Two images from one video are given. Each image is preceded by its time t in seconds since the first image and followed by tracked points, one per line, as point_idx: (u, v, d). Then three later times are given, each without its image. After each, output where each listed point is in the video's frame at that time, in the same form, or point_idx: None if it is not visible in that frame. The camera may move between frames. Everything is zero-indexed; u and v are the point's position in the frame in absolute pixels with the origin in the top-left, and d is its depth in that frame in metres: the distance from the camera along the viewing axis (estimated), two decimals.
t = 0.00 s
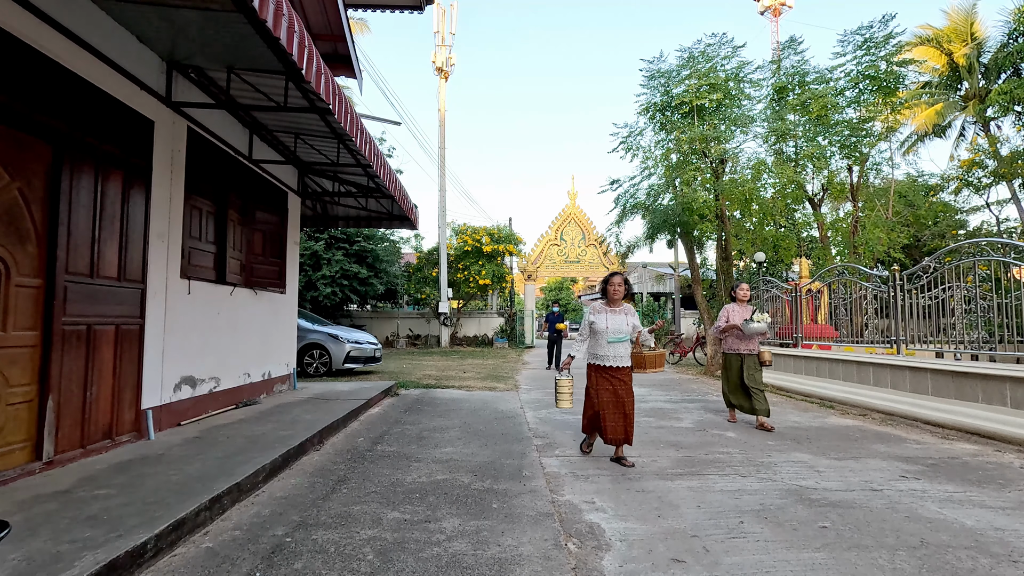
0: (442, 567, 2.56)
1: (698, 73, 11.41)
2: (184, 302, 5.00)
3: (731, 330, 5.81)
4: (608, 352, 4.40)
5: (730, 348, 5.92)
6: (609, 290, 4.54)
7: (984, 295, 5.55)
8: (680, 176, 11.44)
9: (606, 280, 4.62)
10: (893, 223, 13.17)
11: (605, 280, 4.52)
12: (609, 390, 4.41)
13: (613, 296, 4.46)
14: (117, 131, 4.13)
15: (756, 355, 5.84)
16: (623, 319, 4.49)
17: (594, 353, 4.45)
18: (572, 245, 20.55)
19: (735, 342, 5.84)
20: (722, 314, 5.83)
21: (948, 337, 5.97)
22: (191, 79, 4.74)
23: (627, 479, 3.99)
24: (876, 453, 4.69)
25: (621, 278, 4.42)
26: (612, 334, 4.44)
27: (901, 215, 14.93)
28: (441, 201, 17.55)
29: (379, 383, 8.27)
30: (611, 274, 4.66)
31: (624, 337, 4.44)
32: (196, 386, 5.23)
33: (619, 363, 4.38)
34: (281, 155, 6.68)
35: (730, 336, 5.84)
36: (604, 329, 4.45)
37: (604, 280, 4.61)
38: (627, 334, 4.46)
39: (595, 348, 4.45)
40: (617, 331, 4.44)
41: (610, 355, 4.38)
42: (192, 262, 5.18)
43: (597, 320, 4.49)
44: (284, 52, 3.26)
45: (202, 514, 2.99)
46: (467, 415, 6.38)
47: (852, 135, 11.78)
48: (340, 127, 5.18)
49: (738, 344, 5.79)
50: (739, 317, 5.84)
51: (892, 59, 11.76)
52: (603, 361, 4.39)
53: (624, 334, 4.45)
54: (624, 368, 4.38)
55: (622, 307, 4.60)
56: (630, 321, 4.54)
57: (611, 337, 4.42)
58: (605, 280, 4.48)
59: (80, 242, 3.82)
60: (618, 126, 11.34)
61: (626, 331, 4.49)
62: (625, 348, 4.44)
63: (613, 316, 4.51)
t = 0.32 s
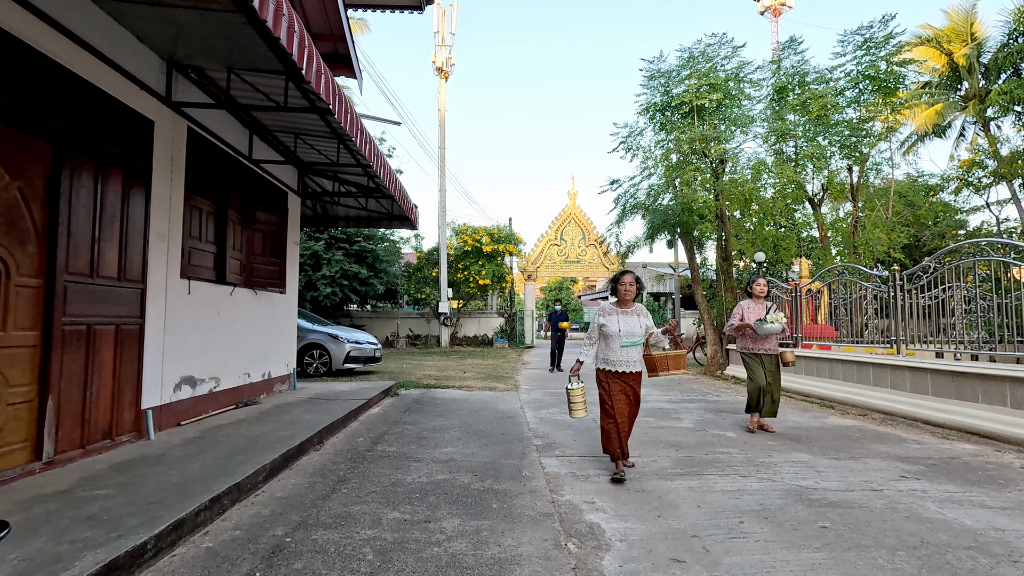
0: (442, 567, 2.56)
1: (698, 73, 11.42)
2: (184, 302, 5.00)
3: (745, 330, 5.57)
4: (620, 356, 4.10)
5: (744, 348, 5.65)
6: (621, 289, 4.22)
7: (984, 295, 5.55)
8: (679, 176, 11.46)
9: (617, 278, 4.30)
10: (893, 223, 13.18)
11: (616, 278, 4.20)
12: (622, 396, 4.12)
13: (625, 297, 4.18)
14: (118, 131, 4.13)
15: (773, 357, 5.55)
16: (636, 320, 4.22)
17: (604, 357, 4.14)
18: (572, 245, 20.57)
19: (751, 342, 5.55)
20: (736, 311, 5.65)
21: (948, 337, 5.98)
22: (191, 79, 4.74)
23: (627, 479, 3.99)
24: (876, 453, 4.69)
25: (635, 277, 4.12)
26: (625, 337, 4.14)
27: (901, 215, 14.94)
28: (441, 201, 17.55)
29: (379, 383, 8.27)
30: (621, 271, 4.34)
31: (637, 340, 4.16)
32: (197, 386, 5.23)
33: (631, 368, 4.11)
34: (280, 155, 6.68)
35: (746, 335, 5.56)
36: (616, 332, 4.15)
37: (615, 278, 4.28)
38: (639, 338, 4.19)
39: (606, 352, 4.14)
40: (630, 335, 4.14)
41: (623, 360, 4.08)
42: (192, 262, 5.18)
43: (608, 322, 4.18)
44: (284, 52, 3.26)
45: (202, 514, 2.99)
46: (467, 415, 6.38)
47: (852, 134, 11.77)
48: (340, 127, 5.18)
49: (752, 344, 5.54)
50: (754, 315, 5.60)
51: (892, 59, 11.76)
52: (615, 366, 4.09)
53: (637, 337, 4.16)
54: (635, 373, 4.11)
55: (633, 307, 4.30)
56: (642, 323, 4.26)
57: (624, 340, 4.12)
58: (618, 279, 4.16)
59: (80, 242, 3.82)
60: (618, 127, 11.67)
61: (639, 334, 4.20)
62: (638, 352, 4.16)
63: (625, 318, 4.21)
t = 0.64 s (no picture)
0: (442, 567, 2.56)
1: (698, 73, 11.43)
2: (184, 301, 5.00)
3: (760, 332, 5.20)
4: (629, 356, 3.80)
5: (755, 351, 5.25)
6: (628, 285, 3.94)
7: (984, 295, 5.56)
8: (679, 176, 11.47)
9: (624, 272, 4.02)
10: (893, 223, 13.18)
11: (623, 273, 3.92)
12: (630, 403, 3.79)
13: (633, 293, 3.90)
14: (117, 131, 4.13)
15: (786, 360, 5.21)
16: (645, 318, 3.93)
17: (612, 358, 3.86)
18: (572, 245, 20.59)
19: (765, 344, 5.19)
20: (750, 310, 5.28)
21: (948, 337, 5.98)
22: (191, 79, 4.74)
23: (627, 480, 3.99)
24: (876, 453, 4.69)
25: (643, 271, 3.82)
26: (635, 336, 3.85)
27: (901, 215, 14.93)
28: (441, 201, 17.55)
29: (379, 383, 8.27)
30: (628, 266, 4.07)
31: (648, 339, 3.87)
32: (196, 386, 5.23)
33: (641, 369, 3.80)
34: (280, 155, 6.68)
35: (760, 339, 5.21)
36: (625, 331, 3.86)
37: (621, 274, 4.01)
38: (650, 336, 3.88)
39: (614, 352, 3.86)
40: (640, 333, 3.85)
41: (633, 360, 3.79)
42: (192, 262, 5.18)
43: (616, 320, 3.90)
44: (284, 52, 3.26)
45: (202, 514, 2.99)
46: (467, 415, 6.38)
47: (852, 134, 11.77)
48: (340, 126, 5.18)
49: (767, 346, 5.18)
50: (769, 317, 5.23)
51: (892, 59, 11.76)
52: (624, 367, 3.81)
53: (648, 336, 3.87)
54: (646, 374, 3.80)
55: (642, 304, 4.02)
56: (653, 320, 3.96)
57: (634, 339, 3.83)
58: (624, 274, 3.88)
59: (80, 242, 3.82)
60: (617, 126, 12.07)
61: (649, 332, 3.92)
62: (649, 352, 3.86)
63: (634, 315, 3.92)
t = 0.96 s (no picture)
0: (442, 567, 2.56)
1: (698, 73, 11.43)
2: (184, 301, 5.00)
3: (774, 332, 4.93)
4: (652, 359, 3.55)
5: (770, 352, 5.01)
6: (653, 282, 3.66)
7: (984, 295, 5.55)
8: (679, 176, 11.46)
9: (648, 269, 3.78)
10: (893, 223, 13.18)
11: (647, 268, 3.66)
12: (651, 410, 3.53)
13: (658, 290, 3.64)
14: (118, 131, 4.13)
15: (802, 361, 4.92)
16: (669, 319, 3.68)
17: (632, 361, 3.61)
18: (572, 245, 20.61)
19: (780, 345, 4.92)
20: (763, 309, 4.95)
21: (948, 337, 5.98)
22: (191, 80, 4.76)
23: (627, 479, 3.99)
24: (876, 453, 4.69)
25: (669, 267, 3.53)
26: (657, 337, 3.60)
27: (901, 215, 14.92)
28: (441, 201, 17.55)
29: (379, 383, 8.27)
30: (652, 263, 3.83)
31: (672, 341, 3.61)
32: (197, 386, 5.23)
33: (665, 374, 3.54)
34: (280, 155, 6.69)
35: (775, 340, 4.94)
36: (647, 331, 3.62)
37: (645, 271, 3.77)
38: (674, 338, 3.63)
39: (635, 354, 3.61)
40: (663, 335, 3.60)
41: (654, 364, 3.54)
42: (192, 262, 5.18)
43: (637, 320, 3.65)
44: (284, 52, 3.26)
45: (202, 514, 2.99)
46: (467, 415, 6.38)
47: (852, 134, 11.76)
48: (340, 126, 5.18)
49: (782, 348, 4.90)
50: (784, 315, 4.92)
51: (892, 59, 11.76)
52: (644, 371, 3.55)
53: (672, 337, 3.61)
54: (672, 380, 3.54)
55: (666, 303, 3.76)
56: (677, 321, 3.70)
57: (657, 341, 3.58)
58: (647, 269, 3.61)
59: (80, 242, 3.82)
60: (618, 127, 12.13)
61: (673, 334, 3.66)
62: (673, 355, 3.60)
63: (657, 315, 3.67)
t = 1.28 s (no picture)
0: (442, 567, 2.56)
1: (698, 73, 11.44)
2: (184, 301, 5.00)
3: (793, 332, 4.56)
4: (673, 367, 3.13)
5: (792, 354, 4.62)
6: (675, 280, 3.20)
7: (984, 295, 5.55)
8: (679, 176, 11.46)
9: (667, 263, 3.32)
10: (893, 223, 13.18)
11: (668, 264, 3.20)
12: (676, 420, 3.14)
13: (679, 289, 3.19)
14: (118, 131, 4.13)
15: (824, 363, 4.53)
16: (692, 321, 3.23)
17: (650, 368, 3.18)
18: (572, 245, 20.62)
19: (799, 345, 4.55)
20: (782, 307, 4.61)
21: (948, 337, 5.98)
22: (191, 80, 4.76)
23: (627, 479, 3.99)
24: (876, 453, 4.69)
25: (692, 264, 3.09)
26: (680, 342, 3.16)
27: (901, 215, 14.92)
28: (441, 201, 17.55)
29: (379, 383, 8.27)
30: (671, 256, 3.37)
31: (696, 346, 3.19)
32: (196, 386, 5.23)
33: (686, 383, 3.13)
34: (280, 155, 6.69)
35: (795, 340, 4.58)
36: (669, 335, 3.17)
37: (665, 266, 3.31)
38: (697, 343, 3.20)
39: (654, 360, 3.17)
40: (687, 339, 3.17)
41: (677, 372, 3.11)
42: (192, 262, 5.18)
43: (658, 322, 3.20)
44: (284, 52, 3.26)
45: (201, 514, 2.99)
46: (466, 415, 6.37)
47: (852, 134, 11.75)
48: (340, 126, 5.18)
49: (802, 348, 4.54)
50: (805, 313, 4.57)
51: (892, 59, 11.76)
52: (665, 380, 3.13)
53: (695, 342, 3.19)
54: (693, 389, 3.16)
55: (688, 303, 3.31)
56: (701, 324, 3.26)
57: (679, 346, 3.15)
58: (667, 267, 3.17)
59: (80, 242, 3.82)
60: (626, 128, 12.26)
61: (696, 338, 3.22)
62: (694, 362, 3.19)
63: (680, 316, 3.22)
